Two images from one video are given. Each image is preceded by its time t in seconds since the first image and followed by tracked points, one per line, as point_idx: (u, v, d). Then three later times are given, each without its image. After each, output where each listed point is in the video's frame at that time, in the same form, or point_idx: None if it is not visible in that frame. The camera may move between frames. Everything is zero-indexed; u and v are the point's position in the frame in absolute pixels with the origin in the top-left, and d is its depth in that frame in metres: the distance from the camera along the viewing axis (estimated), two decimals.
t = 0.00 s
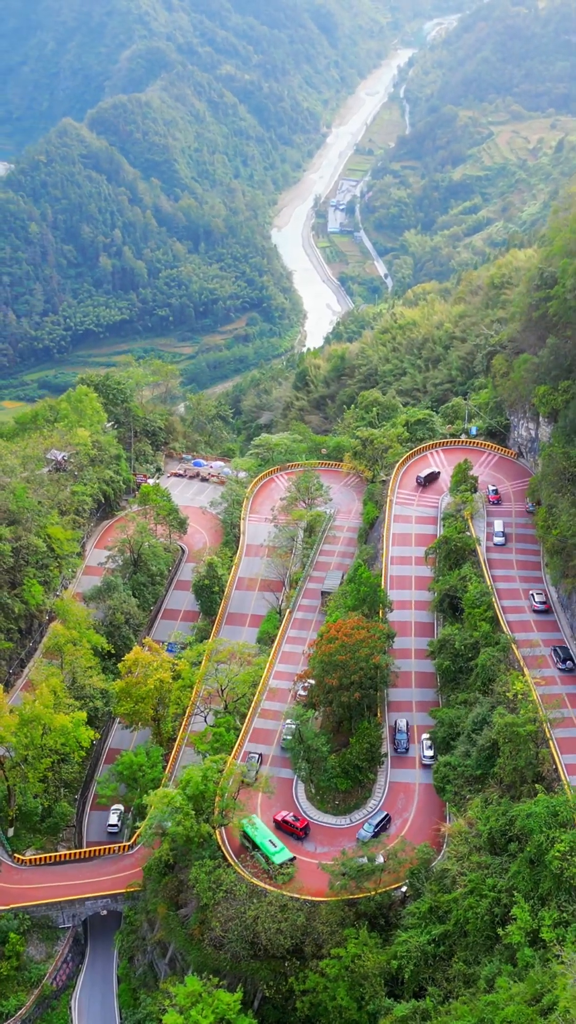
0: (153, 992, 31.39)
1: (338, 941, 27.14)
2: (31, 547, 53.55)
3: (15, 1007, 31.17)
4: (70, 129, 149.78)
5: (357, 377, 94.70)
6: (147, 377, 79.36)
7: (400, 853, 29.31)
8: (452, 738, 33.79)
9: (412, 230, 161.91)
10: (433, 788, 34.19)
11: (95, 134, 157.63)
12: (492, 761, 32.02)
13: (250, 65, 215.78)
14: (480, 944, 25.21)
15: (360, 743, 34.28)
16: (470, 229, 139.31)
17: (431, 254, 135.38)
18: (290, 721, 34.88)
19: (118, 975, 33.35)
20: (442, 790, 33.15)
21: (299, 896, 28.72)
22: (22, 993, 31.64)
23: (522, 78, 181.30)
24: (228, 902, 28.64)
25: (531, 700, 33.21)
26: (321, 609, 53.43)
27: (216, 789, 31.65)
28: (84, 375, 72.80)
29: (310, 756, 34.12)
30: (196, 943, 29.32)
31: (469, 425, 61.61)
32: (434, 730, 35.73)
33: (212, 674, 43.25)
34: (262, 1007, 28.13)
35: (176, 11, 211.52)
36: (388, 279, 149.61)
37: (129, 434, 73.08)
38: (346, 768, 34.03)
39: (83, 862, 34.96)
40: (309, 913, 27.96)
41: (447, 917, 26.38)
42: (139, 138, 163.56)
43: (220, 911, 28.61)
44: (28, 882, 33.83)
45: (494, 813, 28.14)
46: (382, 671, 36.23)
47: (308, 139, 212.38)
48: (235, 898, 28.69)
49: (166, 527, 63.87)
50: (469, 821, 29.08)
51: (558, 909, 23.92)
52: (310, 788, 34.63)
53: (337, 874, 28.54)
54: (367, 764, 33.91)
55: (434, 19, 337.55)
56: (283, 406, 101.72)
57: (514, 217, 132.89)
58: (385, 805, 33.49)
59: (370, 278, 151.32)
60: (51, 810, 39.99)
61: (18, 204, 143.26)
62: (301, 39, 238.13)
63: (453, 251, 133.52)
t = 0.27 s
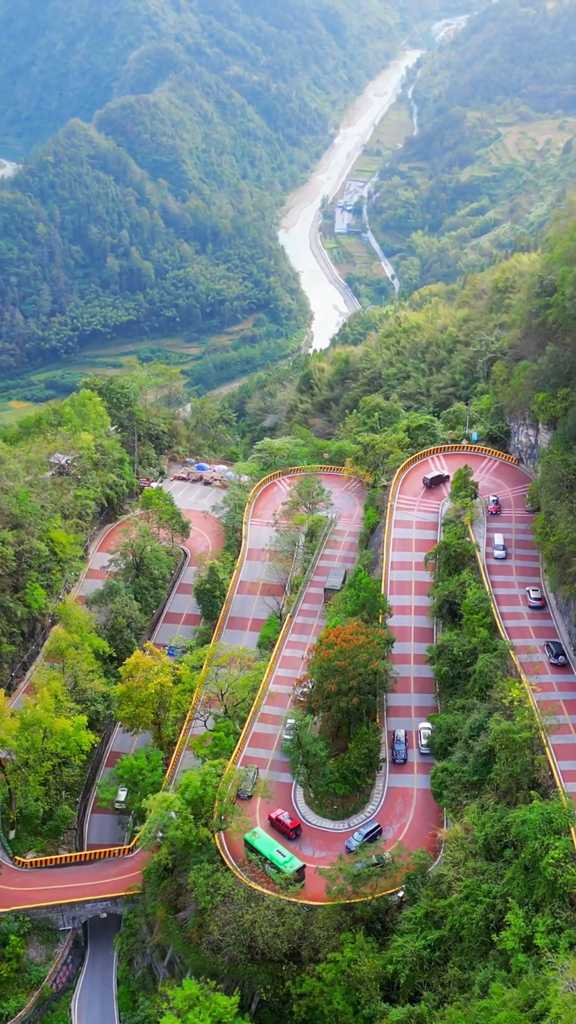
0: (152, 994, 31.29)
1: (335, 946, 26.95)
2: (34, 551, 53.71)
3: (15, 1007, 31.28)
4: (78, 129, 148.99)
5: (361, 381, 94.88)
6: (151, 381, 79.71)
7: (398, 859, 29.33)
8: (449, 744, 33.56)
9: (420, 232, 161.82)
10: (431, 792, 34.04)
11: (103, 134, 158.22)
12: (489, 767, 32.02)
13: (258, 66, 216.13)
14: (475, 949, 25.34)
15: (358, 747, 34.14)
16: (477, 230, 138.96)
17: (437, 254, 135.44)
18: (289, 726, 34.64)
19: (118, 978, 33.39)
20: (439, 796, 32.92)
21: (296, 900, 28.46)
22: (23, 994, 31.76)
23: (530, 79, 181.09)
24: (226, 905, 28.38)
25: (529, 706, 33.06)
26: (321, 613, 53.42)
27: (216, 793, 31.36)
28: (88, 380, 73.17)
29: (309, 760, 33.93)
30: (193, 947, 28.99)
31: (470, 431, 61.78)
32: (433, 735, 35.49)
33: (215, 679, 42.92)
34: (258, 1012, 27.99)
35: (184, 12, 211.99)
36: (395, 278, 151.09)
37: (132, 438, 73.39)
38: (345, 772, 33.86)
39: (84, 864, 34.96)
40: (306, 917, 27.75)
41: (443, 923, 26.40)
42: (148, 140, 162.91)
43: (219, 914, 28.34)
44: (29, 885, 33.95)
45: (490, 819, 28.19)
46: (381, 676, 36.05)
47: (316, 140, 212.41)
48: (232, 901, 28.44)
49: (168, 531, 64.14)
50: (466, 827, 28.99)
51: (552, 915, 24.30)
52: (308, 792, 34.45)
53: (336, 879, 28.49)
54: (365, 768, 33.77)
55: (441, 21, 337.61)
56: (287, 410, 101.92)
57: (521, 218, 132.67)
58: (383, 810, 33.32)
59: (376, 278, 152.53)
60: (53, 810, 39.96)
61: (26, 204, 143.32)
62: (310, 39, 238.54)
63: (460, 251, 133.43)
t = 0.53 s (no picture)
0: (150, 996, 31.44)
1: (331, 950, 26.99)
2: (36, 554, 53.68)
3: (15, 1009, 31.44)
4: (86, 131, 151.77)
5: (364, 384, 95.05)
6: (154, 385, 80.07)
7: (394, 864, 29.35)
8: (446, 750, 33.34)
9: (426, 232, 161.65)
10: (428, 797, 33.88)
11: (110, 135, 158.87)
12: (485, 772, 31.53)
13: (265, 66, 216.36)
14: (470, 954, 25.18)
15: (356, 752, 34.04)
16: (483, 230, 138.87)
17: (443, 255, 135.37)
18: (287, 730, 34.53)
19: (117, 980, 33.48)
20: (435, 801, 32.67)
21: (293, 904, 28.46)
22: (22, 996, 31.90)
23: (537, 80, 180.84)
24: (223, 909, 28.42)
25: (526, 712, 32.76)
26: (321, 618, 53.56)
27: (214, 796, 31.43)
28: (91, 384, 73.56)
29: (306, 764, 33.79)
30: (192, 950, 29.06)
31: (471, 435, 61.93)
32: (432, 741, 35.26)
33: (215, 683, 42.70)
34: (256, 1014, 28.07)
35: (191, 12, 212.50)
36: (402, 281, 146.73)
37: (135, 441, 73.72)
38: (342, 777, 33.75)
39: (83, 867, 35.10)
40: (303, 921, 27.75)
41: (439, 927, 26.25)
42: (154, 140, 165.20)
43: (217, 918, 28.36)
44: (29, 887, 34.01)
45: (485, 823, 28.01)
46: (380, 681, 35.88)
47: (323, 140, 212.43)
48: (230, 905, 28.49)
49: (170, 534, 64.43)
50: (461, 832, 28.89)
51: (545, 921, 24.14)
52: (306, 796, 34.33)
53: (333, 882, 28.42)
54: (363, 773, 33.68)
55: (448, 21, 337.47)
56: (291, 412, 102.12)
57: (528, 219, 132.21)
58: (380, 815, 33.17)
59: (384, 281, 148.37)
60: (52, 813, 40.28)
61: (33, 204, 144.49)
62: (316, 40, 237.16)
63: (466, 252, 133.27)
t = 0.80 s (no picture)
0: (149, 999, 31.55)
1: (327, 954, 27.01)
2: (38, 558, 53.64)
3: (15, 1012, 31.52)
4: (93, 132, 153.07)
5: (368, 388, 95.21)
6: (157, 389, 80.41)
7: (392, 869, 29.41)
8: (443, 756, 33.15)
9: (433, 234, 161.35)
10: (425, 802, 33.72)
11: (117, 136, 159.57)
12: (482, 778, 31.37)
13: (273, 67, 216.50)
14: (465, 959, 25.10)
15: (354, 756, 33.94)
16: (490, 232, 138.73)
17: (449, 256, 135.29)
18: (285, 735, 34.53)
19: (116, 984, 33.60)
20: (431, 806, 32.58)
21: (290, 908, 28.45)
22: (22, 998, 31.97)
23: (544, 81, 180.43)
24: (221, 913, 28.45)
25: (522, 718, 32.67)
26: (321, 623, 53.63)
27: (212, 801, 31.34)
28: (95, 389, 73.94)
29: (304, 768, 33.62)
30: (189, 953, 29.05)
31: (471, 441, 62.08)
32: (430, 746, 35.20)
33: (216, 686, 42.34)
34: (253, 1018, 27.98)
35: (199, 12, 212.99)
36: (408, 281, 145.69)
37: (138, 445, 74.01)
38: (340, 781, 33.59)
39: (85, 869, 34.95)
40: (299, 925, 27.77)
41: (434, 932, 26.16)
42: (162, 140, 166.44)
43: (215, 922, 28.49)
44: (29, 890, 34.02)
45: (482, 830, 28.00)
46: (378, 687, 35.66)
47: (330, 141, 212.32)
48: (227, 909, 28.55)
49: (172, 539, 64.67)
50: (457, 838, 28.90)
51: (538, 926, 24.23)
52: (304, 800, 34.15)
53: (329, 887, 28.31)
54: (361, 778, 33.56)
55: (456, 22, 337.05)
56: (295, 416, 102.30)
57: (535, 220, 131.66)
58: (378, 820, 33.00)
59: (389, 280, 147.22)
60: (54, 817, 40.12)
61: (40, 205, 146.56)
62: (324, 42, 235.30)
63: (472, 253, 133.06)
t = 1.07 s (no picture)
0: (147, 1002, 31.71)
1: (324, 957, 27.10)
2: (39, 562, 53.65)
3: (14, 1013, 31.77)
4: (100, 132, 152.73)
5: (371, 391, 95.38)
6: (160, 393, 80.77)
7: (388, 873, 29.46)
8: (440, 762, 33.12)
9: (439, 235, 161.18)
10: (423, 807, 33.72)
11: (124, 137, 160.13)
12: (477, 785, 31.32)
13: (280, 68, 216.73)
14: (459, 964, 25.18)
15: (352, 761, 33.92)
16: (496, 233, 138.61)
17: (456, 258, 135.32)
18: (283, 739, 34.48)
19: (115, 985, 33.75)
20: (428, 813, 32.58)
21: (287, 912, 28.59)
22: (21, 1000, 32.18)
23: (552, 82, 180.02)
24: (218, 917, 28.59)
25: (516, 726, 32.70)
26: (321, 629, 53.79)
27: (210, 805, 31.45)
28: (98, 393, 74.34)
29: (302, 773, 33.57)
30: (187, 956, 29.22)
31: (472, 446, 62.24)
32: (428, 751, 35.18)
33: (218, 691, 42.21)
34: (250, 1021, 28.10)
35: (207, 13, 213.43)
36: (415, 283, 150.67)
37: (141, 448, 74.30)
38: (338, 786, 33.58)
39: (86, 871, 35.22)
40: (296, 929, 27.87)
41: (429, 937, 26.26)
42: (168, 141, 167.17)
43: (213, 925, 28.53)
44: (29, 893, 34.23)
45: (477, 836, 28.07)
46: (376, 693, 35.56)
47: (337, 141, 212.23)
48: (225, 913, 28.69)
49: (174, 542, 64.94)
50: (453, 844, 28.98)
51: (532, 932, 24.37)
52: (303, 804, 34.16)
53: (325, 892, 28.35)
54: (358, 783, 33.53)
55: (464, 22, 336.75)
56: (298, 418, 102.53)
57: (541, 221, 131.43)
58: (375, 825, 32.96)
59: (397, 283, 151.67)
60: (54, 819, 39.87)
61: (47, 206, 146.40)
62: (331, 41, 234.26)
63: (478, 254, 132.97)
